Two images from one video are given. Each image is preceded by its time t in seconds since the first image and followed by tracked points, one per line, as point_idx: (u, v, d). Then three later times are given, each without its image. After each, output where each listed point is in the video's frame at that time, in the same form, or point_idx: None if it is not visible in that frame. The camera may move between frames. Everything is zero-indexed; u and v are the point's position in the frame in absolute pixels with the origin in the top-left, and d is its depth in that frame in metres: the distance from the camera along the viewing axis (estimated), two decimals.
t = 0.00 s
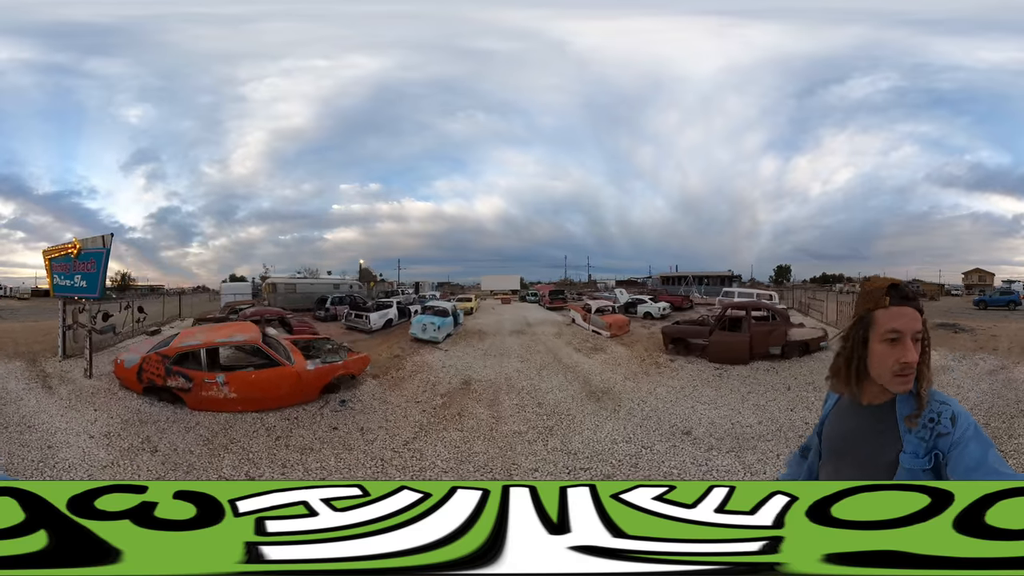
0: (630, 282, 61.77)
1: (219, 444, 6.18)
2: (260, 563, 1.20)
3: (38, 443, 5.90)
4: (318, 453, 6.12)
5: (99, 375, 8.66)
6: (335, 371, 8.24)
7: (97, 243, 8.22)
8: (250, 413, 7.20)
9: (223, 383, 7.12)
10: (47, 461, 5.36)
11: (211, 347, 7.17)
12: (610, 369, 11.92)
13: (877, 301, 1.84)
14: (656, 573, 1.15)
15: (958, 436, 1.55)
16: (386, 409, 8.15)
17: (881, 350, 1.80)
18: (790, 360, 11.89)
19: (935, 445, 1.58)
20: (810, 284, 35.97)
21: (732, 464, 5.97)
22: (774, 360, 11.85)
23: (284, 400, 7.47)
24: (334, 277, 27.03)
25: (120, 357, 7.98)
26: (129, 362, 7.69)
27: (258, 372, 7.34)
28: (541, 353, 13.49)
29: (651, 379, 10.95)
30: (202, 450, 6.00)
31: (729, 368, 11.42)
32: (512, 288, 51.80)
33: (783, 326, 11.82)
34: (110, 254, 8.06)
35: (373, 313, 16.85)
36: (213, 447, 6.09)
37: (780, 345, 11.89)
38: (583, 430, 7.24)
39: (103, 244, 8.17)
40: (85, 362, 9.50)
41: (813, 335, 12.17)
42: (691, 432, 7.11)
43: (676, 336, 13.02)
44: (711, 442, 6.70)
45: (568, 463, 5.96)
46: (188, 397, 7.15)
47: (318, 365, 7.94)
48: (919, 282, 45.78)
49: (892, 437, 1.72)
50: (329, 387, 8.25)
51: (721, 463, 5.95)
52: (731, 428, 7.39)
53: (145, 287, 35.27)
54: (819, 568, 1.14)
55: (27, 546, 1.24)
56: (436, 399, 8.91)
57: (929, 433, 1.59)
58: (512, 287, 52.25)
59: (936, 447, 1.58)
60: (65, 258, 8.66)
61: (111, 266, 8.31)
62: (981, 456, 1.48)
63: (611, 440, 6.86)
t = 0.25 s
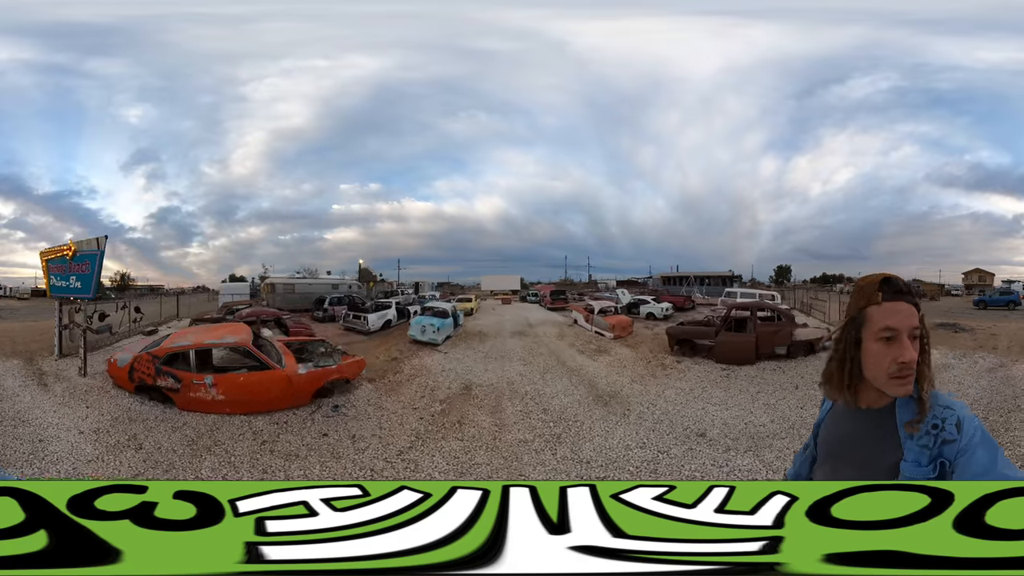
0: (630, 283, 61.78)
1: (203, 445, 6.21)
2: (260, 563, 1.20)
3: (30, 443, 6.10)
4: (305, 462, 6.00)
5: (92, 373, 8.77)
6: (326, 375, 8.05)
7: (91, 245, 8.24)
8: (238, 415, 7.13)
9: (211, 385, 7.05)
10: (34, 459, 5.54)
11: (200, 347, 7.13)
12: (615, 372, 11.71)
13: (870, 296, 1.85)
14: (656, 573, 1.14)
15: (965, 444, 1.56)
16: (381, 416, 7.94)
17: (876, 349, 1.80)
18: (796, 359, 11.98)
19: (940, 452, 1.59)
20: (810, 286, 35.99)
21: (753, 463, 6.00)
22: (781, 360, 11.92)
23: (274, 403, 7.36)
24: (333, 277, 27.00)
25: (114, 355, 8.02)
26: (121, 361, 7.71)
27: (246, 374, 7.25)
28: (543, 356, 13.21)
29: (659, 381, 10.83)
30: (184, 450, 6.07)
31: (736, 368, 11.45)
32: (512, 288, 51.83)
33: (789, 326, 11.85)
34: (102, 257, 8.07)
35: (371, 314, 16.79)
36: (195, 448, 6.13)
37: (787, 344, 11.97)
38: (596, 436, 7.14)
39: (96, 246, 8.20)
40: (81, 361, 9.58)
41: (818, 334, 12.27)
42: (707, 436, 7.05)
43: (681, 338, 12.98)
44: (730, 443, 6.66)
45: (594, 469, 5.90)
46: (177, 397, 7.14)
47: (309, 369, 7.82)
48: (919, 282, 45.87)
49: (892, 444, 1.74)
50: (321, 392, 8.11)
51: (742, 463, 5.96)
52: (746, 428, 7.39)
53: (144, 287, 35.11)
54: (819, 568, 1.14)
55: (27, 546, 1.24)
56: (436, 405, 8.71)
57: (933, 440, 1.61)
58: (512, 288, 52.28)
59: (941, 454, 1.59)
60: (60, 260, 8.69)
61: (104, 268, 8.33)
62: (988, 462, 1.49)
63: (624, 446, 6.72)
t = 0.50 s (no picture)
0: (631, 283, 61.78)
1: (185, 441, 6.27)
2: (260, 563, 1.20)
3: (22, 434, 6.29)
4: (283, 467, 5.80)
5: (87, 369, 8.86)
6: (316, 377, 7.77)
7: (84, 246, 8.28)
8: (224, 415, 6.99)
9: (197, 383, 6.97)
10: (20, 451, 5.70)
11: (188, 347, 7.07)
12: (621, 374, 11.45)
13: (870, 296, 1.85)
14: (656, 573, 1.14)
15: (969, 435, 1.54)
16: (372, 421, 7.65)
17: (881, 348, 1.81)
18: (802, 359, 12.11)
19: (947, 444, 1.57)
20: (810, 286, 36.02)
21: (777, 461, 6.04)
22: (787, 359, 12.01)
23: (259, 405, 7.14)
24: (332, 277, 26.97)
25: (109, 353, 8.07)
26: (113, 358, 7.74)
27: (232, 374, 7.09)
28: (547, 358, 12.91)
29: (668, 383, 10.66)
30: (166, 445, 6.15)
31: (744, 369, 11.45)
32: (512, 288, 51.87)
33: (796, 326, 12.01)
34: (95, 258, 8.07)
35: (368, 314, 16.73)
36: (178, 444, 6.19)
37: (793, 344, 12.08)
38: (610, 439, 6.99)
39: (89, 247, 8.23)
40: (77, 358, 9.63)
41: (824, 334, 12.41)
42: (725, 436, 7.01)
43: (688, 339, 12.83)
44: (749, 443, 6.64)
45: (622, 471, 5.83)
46: (165, 394, 7.13)
47: (298, 371, 7.56)
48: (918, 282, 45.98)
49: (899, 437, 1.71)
50: (311, 395, 7.83)
51: (767, 461, 5.98)
52: (764, 427, 7.38)
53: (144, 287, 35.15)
54: (819, 568, 1.14)
55: (27, 546, 1.24)
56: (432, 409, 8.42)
57: (939, 433, 1.59)
58: (512, 288, 52.30)
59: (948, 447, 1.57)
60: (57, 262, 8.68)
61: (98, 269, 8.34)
62: (994, 453, 1.48)
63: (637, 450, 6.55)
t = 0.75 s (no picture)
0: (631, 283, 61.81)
1: (168, 435, 6.37)
2: (260, 563, 1.20)
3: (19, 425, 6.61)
4: (259, 467, 5.74)
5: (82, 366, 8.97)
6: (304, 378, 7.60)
7: (79, 247, 8.37)
8: (210, 413, 6.99)
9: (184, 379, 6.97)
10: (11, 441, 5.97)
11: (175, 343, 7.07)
12: (628, 377, 11.25)
13: (862, 289, 1.87)
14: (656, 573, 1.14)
15: (963, 428, 1.55)
16: (362, 425, 7.49)
17: (872, 339, 1.82)
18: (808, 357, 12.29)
19: (942, 438, 1.58)
20: (810, 286, 36.03)
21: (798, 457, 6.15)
22: (795, 358, 12.14)
23: (246, 404, 7.09)
24: (330, 276, 26.96)
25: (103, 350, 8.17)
26: (107, 354, 7.85)
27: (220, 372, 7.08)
28: (551, 361, 12.61)
29: (677, 385, 10.54)
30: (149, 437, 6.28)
31: (753, 368, 11.48)
32: (512, 288, 51.84)
33: (803, 325, 12.13)
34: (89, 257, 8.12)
35: (365, 314, 16.69)
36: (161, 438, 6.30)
37: (800, 343, 12.22)
38: (625, 442, 6.90)
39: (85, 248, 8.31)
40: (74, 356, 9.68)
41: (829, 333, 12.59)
42: (743, 436, 7.04)
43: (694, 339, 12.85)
44: (769, 442, 6.68)
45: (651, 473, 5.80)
46: (154, 389, 7.17)
47: (286, 372, 7.44)
48: (919, 282, 46.00)
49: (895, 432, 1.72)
50: (300, 396, 7.71)
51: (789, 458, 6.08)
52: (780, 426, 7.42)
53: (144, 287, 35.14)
54: (819, 568, 1.14)
55: (27, 547, 1.23)
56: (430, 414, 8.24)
57: (934, 427, 1.60)
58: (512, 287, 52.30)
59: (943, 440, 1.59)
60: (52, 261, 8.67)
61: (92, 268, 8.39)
62: (987, 446, 1.49)
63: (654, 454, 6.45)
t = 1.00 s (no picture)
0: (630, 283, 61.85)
1: (152, 430, 6.35)
2: (260, 563, 1.20)
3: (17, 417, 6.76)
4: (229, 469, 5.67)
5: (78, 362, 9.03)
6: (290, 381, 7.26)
7: (72, 250, 8.32)
8: (194, 412, 6.83)
9: (170, 377, 6.88)
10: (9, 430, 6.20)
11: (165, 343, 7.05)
12: (636, 382, 10.84)
13: (860, 285, 1.91)
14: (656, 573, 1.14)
15: (958, 426, 1.53)
16: (346, 433, 7.00)
17: (865, 333, 1.85)
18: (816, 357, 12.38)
19: (937, 434, 1.57)
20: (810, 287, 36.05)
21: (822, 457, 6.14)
22: (802, 357, 12.20)
23: (230, 405, 6.89)
24: (328, 276, 26.95)
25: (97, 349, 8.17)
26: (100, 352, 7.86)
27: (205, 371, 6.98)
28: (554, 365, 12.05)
29: (689, 388, 10.34)
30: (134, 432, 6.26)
31: (763, 368, 11.46)
32: (513, 288, 51.89)
33: (811, 325, 12.24)
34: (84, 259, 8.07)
35: (361, 314, 16.68)
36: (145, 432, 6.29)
37: (807, 342, 12.30)
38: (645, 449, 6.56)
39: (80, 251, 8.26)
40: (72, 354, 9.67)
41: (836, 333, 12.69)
42: (765, 437, 6.95)
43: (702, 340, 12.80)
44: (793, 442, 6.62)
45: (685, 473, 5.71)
46: (142, 387, 7.11)
47: (270, 375, 7.13)
48: (919, 282, 46.12)
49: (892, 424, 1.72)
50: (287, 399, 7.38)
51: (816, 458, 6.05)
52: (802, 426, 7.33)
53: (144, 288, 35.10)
54: (820, 568, 1.14)
55: (27, 547, 1.23)
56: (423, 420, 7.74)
57: (929, 423, 1.58)
58: (512, 288, 52.33)
59: (938, 436, 1.57)
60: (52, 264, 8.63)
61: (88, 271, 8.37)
62: (980, 444, 1.46)
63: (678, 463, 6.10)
